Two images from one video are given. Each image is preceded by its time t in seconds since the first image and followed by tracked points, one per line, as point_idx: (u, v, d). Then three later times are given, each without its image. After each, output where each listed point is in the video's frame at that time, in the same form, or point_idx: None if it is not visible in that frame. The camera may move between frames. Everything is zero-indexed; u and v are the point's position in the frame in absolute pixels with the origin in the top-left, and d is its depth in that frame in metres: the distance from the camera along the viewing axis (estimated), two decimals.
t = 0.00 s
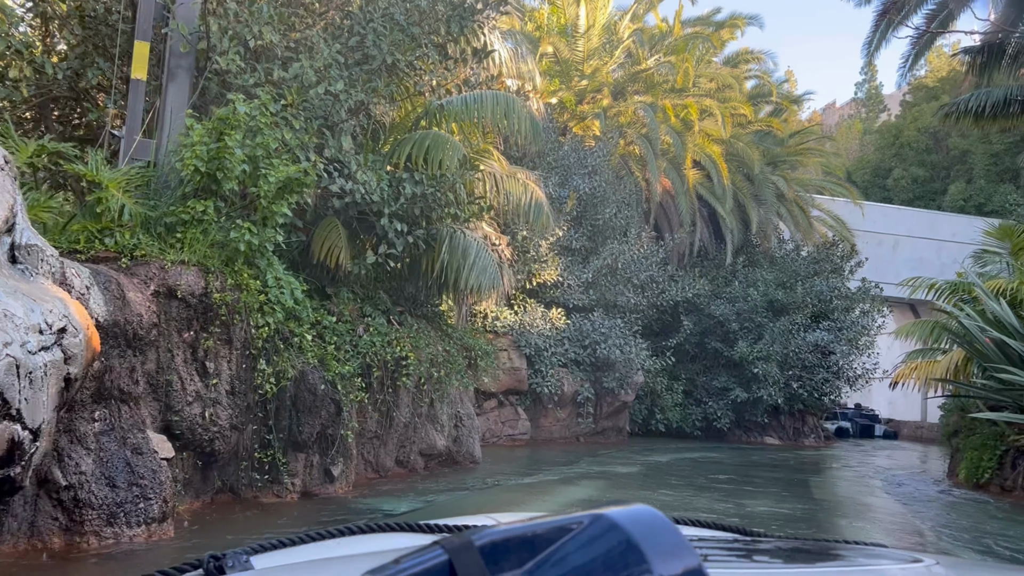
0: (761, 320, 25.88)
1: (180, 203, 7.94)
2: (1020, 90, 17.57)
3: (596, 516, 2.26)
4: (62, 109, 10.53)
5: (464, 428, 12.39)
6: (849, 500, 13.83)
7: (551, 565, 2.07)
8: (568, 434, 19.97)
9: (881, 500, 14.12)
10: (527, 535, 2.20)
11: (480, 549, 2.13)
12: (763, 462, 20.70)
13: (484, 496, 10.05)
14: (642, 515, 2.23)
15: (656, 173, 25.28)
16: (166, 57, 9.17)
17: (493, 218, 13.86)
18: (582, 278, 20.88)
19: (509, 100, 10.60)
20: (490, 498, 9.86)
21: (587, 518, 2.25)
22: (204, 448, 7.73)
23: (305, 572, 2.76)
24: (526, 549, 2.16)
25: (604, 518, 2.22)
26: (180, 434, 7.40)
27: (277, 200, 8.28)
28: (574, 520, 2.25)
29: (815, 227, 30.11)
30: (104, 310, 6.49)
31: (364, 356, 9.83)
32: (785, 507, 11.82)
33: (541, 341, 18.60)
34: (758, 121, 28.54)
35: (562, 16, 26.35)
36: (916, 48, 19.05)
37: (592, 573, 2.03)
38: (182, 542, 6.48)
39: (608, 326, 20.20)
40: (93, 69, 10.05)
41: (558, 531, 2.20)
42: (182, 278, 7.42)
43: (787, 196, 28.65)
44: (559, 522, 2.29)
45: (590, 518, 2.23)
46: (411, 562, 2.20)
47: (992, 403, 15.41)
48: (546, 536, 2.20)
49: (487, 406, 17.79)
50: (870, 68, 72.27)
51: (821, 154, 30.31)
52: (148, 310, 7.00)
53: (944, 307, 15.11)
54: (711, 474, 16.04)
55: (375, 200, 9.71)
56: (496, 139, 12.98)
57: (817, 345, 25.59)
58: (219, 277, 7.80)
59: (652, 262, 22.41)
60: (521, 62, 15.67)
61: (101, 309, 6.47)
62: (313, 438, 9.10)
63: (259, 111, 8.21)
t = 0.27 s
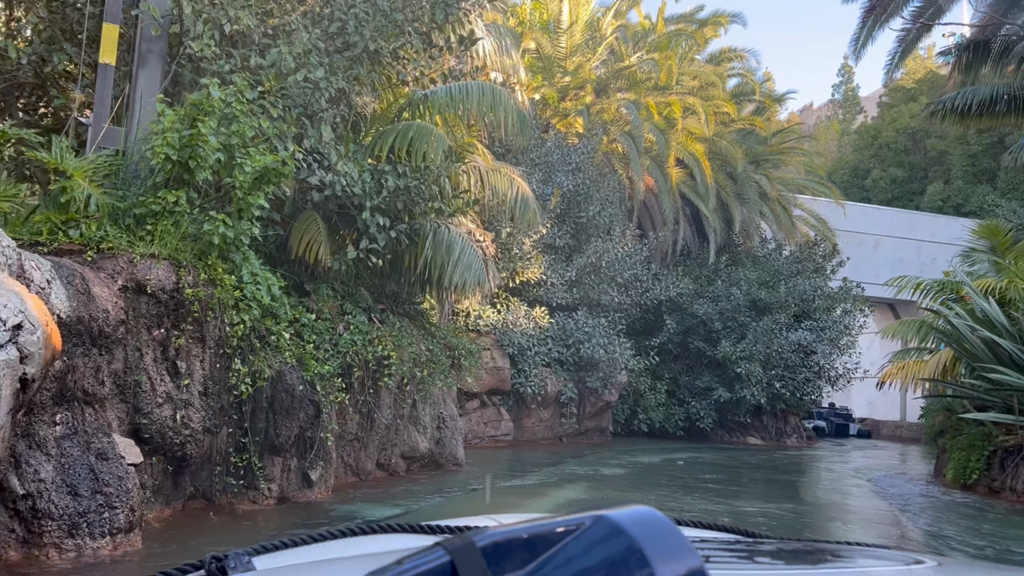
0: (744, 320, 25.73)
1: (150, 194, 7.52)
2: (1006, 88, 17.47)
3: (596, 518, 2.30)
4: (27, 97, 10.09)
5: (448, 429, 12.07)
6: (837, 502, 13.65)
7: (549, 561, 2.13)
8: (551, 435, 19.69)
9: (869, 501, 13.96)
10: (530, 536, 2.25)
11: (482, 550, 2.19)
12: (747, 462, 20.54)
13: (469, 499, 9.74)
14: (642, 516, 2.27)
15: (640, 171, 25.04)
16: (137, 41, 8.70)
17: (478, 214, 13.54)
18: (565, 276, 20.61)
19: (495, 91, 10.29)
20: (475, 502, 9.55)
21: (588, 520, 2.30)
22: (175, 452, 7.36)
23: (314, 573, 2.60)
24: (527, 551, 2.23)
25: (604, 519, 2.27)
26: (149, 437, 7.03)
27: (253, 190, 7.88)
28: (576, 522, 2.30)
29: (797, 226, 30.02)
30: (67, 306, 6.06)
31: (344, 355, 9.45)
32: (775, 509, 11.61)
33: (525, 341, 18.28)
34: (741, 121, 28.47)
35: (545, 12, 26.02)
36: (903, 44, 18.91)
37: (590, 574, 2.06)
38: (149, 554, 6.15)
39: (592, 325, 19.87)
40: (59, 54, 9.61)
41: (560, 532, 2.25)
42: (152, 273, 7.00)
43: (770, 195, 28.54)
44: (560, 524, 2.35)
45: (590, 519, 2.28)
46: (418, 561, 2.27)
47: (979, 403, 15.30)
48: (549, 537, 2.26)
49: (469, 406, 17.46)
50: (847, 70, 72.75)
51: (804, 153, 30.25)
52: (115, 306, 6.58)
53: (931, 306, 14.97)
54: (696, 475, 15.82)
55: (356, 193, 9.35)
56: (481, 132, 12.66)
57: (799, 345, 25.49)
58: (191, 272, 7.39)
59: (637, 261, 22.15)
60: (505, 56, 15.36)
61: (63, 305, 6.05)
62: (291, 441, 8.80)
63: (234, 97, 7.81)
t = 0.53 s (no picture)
0: (727, 318, 25.57)
1: (116, 182, 7.09)
2: (993, 85, 17.28)
3: (599, 518, 2.02)
4: None
5: (430, 431, 11.75)
6: (825, 502, 13.46)
7: (552, 565, 1.84)
8: (534, 435, 19.41)
9: (857, 502, 13.78)
10: (527, 535, 1.96)
11: (479, 550, 1.89)
12: (731, 462, 20.35)
13: (454, 503, 9.40)
14: (649, 516, 2.01)
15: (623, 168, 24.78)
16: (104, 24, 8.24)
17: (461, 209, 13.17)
18: (548, 274, 20.30)
19: (482, 80, 9.96)
20: (460, 506, 9.22)
21: (591, 520, 2.01)
22: (143, 457, 6.95)
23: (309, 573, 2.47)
24: (529, 552, 1.92)
25: (608, 519, 1.99)
26: (113, 441, 6.66)
27: (227, 178, 7.48)
28: (576, 522, 2.02)
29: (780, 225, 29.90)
30: (24, 301, 5.61)
31: (322, 354, 9.05)
32: (765, 511, 11.38)
33: (508, 339, 17.95)
34: (724, 118, 28.02)
35: (528, 7, 25.71)
36: (888, 41, 18.98)
37: None
38: (110, 568, 5.80)
39: (576, 323, 19.54)
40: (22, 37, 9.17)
41: (561, 532, 1.96)
42: (117, 266, 6.57)
43: (753, 194, 28.41)
44: (559, 524, 2.04)
45: (592, 520, 2.00)
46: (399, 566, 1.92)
47: (966, 403, 15.17)
48: (549, 537, 1.96)
49: (451, 406, 17.12)
50: (825, 70, 73.11)
51: (786, 151, 30.13)
52: (77, 300, 6.15)
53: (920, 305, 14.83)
54: (682, 475, 15.59)
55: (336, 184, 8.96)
56: (466, 126, 12.33)
57: (781, 344, 25.36)
58: (161, 265, 6.97)
59: (620, 258, 21.88)
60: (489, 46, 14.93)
61: (20, 300, 5.61)
62: (267, 444, 8.40)
63: (205, 80, 7.41)
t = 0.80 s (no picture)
0: (710, 318, 25.38)
1: (80, 169, 6.67)
2: (979, 84, 17.19)
3: (603, 517, 1.89)
4: None
5: (412, 432, 11.40)
6: (813, 503, 13.28)
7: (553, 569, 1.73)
8: (517, 436, 19.10)
9: (845, 503, 13.61)
10: (532, 535, 1.85)
11: (485, 551, 1.79)
12: (716, 462, 20.16)
13: (438, 508, 9.03)
14: (653, 518, 1.86)
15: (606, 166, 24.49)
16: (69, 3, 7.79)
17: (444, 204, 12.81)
18: (531, 272, 19.98)
19: (467, 69, 9.63)
20: (445, 510, 8.86)
21: (594, 520, 1.88)
22: (107, 462, 6.55)
23: None
24: (533, 554, 1.82)
25: (611, 519, 1.86)
26: (76, 446, 6.25)
27: (199, 167, 7.08)
28: (581, 522, 1.89)
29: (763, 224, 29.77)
30: None
31: (300, 353, 8.66)
32: (755, 514, 11.15)
33: (490, 338, 17.61)
34: (707, 115, 28.09)
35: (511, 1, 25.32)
36: (875, 37, 18.87)
37: None
38: None
39: (560, 322, 19.23)
40: None
41: (565, 532, 1.85)
42: (81, 259, 6.16)
43: (736, 192, 28.25)
44: (565, 523, 1.93)
45: (598, 520, 1.87)
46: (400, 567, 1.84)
47: (953, 403, 15.04)
48: (552, 538, 1.85)
49: (432, 407, 16.77)
50: (803, 71, 73.37)
51: (770, 149, 30.00)
52: (36, 295, 5.74)
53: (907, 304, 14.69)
54: (668, 475, 15.35)
55: (316, 176, 8.58)
56: (450, 118, 11.98)
57: (764, 343, 25.23)
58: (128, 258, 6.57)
59: (604, 256, 21.60)
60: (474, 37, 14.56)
61: None
62: (241, 448, 8.01)
63: (176, 63, 7.01)
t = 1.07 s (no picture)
0: (693, 316, 25.16)
1: (42, 154, 6.25)
2: (966, 81, 16.98)
3: (603, 516, 1.77)
4: None
5: (394, 433, 11.04)
6: (803, 504, 13.08)
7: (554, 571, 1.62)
8: (500, 436, 18.77)
9: (834, 503, 13.42)
10: (530, 536, 1.74)
11: (485, 552, 1.68)
12: (700, 462, 19.96)
13: (424, 511, 8.67)
14: (654, 516, 1.75)
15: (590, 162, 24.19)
16: None
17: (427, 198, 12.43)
18: (514, 269, 19.65)
19: (454, 56, 9.24)
20: (431, 513, 8.51)
21: (594, 520, 1.76)
22: (70, 467, 6.17)
23: None
24: (532, 554, 1.71)
25: (611, 520, 1.74)
26: (34, 450, 5.84)
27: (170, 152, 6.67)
28: (581, 522, 1.78)
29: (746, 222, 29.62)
30: None
31: (277, 351, 8.25)
32: (746, 516, 10.90)
33: (473, 336, 17.26)
34: (691, 112, 27.93)
35: None
36: (862, 32, 18.72)
37: None
38: None
39: (544, 320, 18.91)
40: None
41: (564, 531, 1.74)
42: (40, 250, 5.76)
43: (719, 190, 28.07)
44: (565, 522, 1.81)
45: (598, 519, 1.76)
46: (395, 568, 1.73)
47: (941, 403, 14.89)
48: (552, 538, 1.74)
49: (414, 406, 16.40)
50: (781, 72, 73.63)
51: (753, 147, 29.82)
52: None
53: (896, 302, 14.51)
54: (654, 475, 15.09)
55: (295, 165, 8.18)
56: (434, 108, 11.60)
57: (747, 342, 25.07)
58: (92, 250, 6.16)
59: (588, 253, 21.31)
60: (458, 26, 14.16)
61: None
62: (215, 451, 7.59)
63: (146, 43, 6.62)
